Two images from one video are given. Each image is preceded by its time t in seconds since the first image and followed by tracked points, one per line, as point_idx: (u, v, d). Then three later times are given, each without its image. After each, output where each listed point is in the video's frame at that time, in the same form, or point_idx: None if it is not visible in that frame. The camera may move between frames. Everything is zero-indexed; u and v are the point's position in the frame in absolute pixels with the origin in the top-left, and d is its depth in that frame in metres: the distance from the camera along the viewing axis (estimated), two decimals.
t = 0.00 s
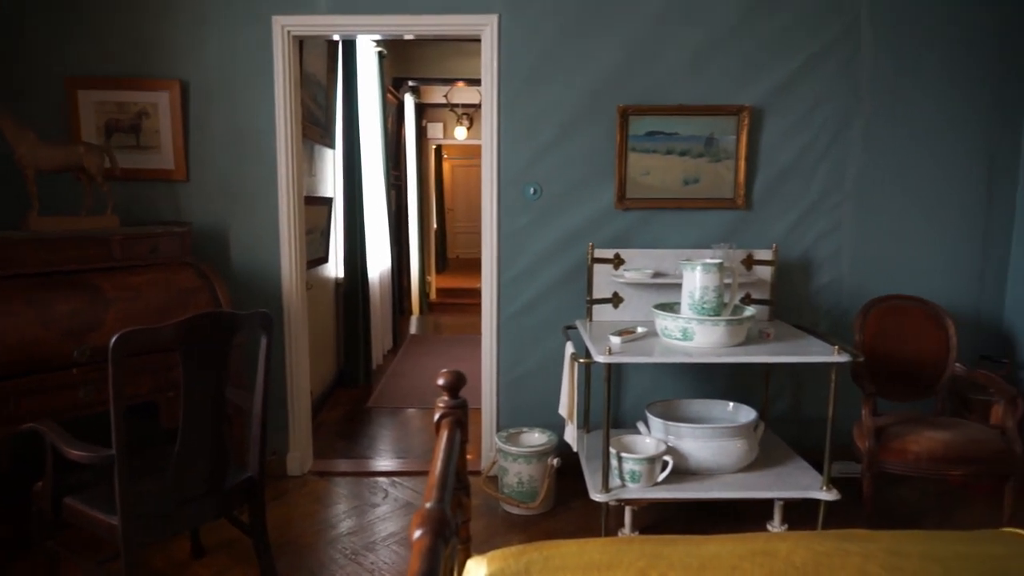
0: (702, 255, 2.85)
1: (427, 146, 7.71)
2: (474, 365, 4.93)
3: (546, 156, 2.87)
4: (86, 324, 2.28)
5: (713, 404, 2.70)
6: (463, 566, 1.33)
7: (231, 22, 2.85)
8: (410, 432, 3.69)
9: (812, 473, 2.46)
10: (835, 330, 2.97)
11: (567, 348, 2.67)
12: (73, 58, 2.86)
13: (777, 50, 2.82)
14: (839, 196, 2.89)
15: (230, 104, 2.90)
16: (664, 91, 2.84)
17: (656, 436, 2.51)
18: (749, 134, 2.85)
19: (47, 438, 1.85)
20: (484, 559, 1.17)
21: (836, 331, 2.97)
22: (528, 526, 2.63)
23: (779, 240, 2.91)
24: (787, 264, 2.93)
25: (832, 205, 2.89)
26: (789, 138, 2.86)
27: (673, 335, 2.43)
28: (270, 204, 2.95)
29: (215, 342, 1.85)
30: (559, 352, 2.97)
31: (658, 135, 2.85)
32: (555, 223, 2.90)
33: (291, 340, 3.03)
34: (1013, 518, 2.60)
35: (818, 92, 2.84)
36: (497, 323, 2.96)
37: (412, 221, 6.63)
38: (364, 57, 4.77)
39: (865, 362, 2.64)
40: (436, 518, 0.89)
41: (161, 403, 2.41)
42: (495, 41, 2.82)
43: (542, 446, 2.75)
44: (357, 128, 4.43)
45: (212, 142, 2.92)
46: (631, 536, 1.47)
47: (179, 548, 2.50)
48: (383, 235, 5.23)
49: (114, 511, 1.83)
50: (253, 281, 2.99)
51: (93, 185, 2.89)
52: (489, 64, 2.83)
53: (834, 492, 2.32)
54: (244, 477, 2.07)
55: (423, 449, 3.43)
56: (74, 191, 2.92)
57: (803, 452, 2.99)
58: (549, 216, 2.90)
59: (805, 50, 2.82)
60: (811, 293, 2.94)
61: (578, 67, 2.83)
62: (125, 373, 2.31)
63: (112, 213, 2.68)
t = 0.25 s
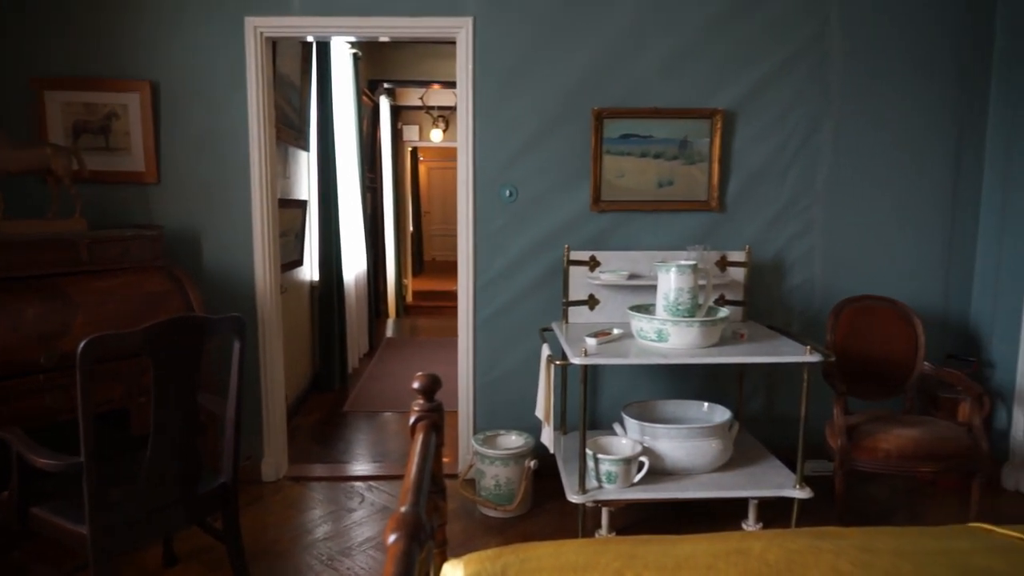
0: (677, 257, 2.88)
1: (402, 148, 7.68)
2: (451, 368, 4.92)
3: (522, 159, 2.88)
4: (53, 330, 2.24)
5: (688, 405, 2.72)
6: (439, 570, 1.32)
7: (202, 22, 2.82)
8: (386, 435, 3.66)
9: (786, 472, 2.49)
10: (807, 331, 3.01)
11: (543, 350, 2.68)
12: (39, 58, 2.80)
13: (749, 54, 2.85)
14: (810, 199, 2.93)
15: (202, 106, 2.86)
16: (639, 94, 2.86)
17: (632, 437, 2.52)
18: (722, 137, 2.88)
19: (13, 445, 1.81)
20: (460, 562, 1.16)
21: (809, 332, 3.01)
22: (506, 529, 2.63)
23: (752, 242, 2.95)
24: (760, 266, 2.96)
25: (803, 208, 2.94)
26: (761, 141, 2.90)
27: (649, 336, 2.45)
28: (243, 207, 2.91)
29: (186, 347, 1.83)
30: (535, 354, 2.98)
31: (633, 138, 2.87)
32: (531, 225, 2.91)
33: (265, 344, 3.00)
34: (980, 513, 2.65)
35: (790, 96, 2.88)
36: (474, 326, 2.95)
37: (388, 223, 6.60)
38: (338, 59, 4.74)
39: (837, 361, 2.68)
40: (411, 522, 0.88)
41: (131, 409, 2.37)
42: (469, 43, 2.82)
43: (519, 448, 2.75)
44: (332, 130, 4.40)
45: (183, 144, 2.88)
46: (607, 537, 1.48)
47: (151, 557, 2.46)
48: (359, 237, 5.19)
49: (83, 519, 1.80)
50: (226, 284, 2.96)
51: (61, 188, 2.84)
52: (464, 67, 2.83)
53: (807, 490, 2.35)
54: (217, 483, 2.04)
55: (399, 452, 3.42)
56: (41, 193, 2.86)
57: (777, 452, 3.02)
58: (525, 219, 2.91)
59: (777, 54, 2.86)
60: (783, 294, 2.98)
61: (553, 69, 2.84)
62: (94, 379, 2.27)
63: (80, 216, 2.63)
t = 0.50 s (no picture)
0: (655, 259, 2.89)
1: (381, 150, 7.64)
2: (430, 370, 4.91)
3: (501, 161, 2.88)
4: (23, 335, 2.19)
5: (667, 405, 2.74)
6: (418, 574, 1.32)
7: (177, 23, 2.79)
8: (366, 438, 3.64)
9: (763, 471, 2.52)
10: (784, 331, 3.04)
11: (522, 352, 2.68)
12: (9, 57, 2.75)
13: (726, 57, 2.88)
14: (786, 201, 2.97)
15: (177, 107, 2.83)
16: (617, 97, 2.88)
17: (611, 438, 2.53)
18: (699, 139, 2.91)
19: None
20: (439, 566, 1.15)
21: (785, 332, 3.04)
22: (486, 532, 2.62)
23: (729, 243, 2.97)
24: (738, 267, 2.99)
25: (779, 209, 2.97)
26: (738, 144, 2.93)
27: (627, 338, 2.46)
28: (219, 209, 2.88)
29: (162, 352, 1.81)
30: (515, 356, 2.98)
31: (611, 141, 2.89)
32: (510, 227, 2.91)
33: (242, 348, 2.97)
34: (952, 509, 2.70)
35: (766, 99, 2.91)
36: (453, 328, 2.95)
37: (367, 226, 6.57)
38: (316, 60, 4.71)
39: (813, 361, 2.71)
40: (389, 526, 0.88)
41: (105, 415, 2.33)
42: (448, 45, 2.81)
43: (499, 450, 2.75)
44: (310, 131, 4.36)
45: (158, 146, 2.84)
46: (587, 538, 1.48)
47: (126, 565, 2.42)
48: (337, 240, 5.16)
49: (55, 527, 1.76)
50: (202, 287, 2.92)
51: (32, 190, 2.79)
52: (442, 68, 2.82)
53: (784, 489, 2.37)
54: (194, 489, 2.01)
55: (379, 456, 3.40)
56: (11, 196, 2.81)
57: (754, 451, 3.05)
58: (504, 221, 2.91)
59: (753, 58, 2.89)
60: (760, 295, 3.01)
61: (531, 72, 2.85)
62: (68, 385, 2.23)
63: (52, 219, 2.59)
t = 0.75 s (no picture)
0: (625, 261, 2.91)
1: (351, 153, 7.59)
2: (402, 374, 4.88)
3: (471, 164, 2.88)
4: None
5: (638, 407, 2.76)
6: None
7: (141, 23, 2.74)
8: (337, 444, 3.61)
9: (732, 470, 2.55)
10: (751, 332, 3.08)
11: (494, 355, 2.68)
12: None
13: (693, 62, 2.92)
14: (752, 203, 3.01)
15: (141, 109, 2.78)
16: (586, 101, 2.89)
17: (583, 440, 2.54)
18: (668, 143, 2.94)
19: None
20: (409, 571, 1.15)
21: (753, 333, 3.09)
22: (458, 536, 2.62)
23: (698, 245, 3.01)
24: (706, 269, 3.03)
25: (746, 212, 3.01)
26: (706, 147, 2.97)
27: (598, 340, 2.47)
28: (185, 213, 2.84)
29: (126, 357, 1.78)
30: (487, 359, 2.98)
31: (581, 144, 2.90)
32: (480, 230, 2.91)
33: (209, 353, 2.92)
34: (915, 504, 2.76)
35: (732, 103, 2.95)
36: (424, 331, 2.94)
37: (336, 229, 6.52)
38: (284, 62, 4.66)
39: (779, 361, 2.75)
40: (357, 531, 0.87)
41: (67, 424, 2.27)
42: (417, 48, 2.80)
43: (471, 454, 2.74)
44: (278, 134, 4.32)
45: (122, 149, 2.79)
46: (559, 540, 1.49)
47: None
48: (307, 243, 5.11)
49: (15, 540, 1.70)
50: (168, 293, 2.87)
51: None
52: (412, 71, 2.81)
53: (753, 488, 2.41)
54: (160, 497, 1.97)
55: (350, 461, 3.37)
56: None
57: (724, 451, 3.09)
58: (475, 224, 2.90)
59: (719, 62, 2.93)
60: (729, 296, 3.05)
61: (501, 75, 2.85)
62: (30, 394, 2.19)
63: (10, 223, 2.52)
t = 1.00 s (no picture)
0: (600, 263, 2.93)
1: (325, 156, 7.54)
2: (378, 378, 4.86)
3: (446, 167, 2.87)
4: None
5: (613, 408, 2.77)
6: None
7: (109, 23, 2.69)
8: (312, 448, 3.58)
9: (707, 470, 2.57)
10: (725, 333, 3.12)
11: (470, 358, 2.68)
12: None
13: (666, 65, 2.94)
14: (725, 205, 3.04)
15: (110, 110, 2.73)
16: (561, 103, 2.91)
17: (559, 442, 2.55)
18: (641, 145, 2.96)
19: None
20: None
21: (726, 333, 3.12)
22: (435, 539, 2.61)
23: (672, 247, 3.03)
24: (680, 271, 3.05)
25: (719, 214, 3.04)
26: (679, 150, 2.99)
27: (574, 342, 2.48)
28: (156, 217, 2.80)
29: (94, 363, 1.76)
30: (463, 362, 2.97)
31: (555, 147, 2.91)
32: (456, 233, 2.91)
33: (181, 358, 2.88)
34: (885, 501, 2.81)
35: (705, 106, 2.99)
36: (400, 335, 2.92)
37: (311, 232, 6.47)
38: (256, 63, 4.62)
39: (752, 362, 2.78)
40: (330, 537, 0.86)
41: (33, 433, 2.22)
42: (391, 50, 2.79)
43: (447, 457, 2.73)
44: (250, 136, 4.27)
45: (90, 151, 2.74)
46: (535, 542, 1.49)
47: None
48: (281, 246, 5.06)
49: None
50: (138, 297, 2.83)
51: None
52: (386, 73, 2.80)
53: (727, 487, 2.43)
54: (131, 505, 1.95)
55: (326, 466, 3.34)
56: None
57: (699, 451, 3.11)
58: (450, 227, 2.90)
59: (692, 66, 2.96)
60: (702, 297, 3.08)
61: (476, 77, 2.85)
62: None
63: None
